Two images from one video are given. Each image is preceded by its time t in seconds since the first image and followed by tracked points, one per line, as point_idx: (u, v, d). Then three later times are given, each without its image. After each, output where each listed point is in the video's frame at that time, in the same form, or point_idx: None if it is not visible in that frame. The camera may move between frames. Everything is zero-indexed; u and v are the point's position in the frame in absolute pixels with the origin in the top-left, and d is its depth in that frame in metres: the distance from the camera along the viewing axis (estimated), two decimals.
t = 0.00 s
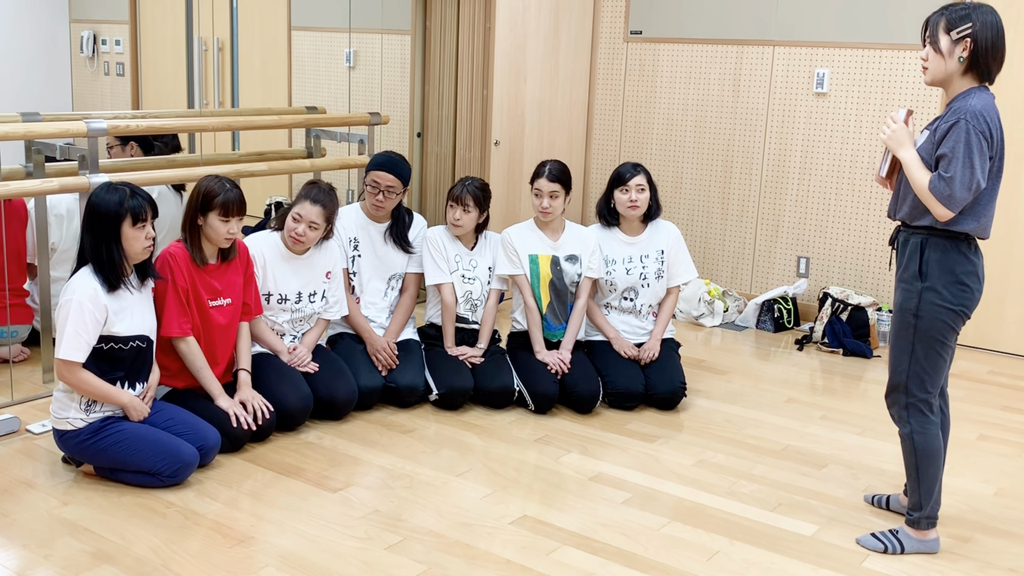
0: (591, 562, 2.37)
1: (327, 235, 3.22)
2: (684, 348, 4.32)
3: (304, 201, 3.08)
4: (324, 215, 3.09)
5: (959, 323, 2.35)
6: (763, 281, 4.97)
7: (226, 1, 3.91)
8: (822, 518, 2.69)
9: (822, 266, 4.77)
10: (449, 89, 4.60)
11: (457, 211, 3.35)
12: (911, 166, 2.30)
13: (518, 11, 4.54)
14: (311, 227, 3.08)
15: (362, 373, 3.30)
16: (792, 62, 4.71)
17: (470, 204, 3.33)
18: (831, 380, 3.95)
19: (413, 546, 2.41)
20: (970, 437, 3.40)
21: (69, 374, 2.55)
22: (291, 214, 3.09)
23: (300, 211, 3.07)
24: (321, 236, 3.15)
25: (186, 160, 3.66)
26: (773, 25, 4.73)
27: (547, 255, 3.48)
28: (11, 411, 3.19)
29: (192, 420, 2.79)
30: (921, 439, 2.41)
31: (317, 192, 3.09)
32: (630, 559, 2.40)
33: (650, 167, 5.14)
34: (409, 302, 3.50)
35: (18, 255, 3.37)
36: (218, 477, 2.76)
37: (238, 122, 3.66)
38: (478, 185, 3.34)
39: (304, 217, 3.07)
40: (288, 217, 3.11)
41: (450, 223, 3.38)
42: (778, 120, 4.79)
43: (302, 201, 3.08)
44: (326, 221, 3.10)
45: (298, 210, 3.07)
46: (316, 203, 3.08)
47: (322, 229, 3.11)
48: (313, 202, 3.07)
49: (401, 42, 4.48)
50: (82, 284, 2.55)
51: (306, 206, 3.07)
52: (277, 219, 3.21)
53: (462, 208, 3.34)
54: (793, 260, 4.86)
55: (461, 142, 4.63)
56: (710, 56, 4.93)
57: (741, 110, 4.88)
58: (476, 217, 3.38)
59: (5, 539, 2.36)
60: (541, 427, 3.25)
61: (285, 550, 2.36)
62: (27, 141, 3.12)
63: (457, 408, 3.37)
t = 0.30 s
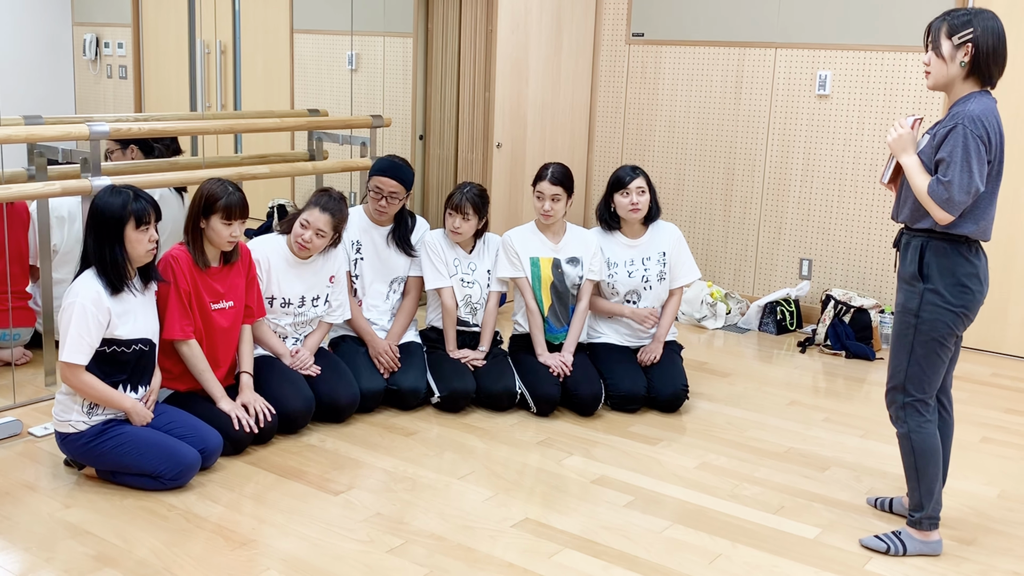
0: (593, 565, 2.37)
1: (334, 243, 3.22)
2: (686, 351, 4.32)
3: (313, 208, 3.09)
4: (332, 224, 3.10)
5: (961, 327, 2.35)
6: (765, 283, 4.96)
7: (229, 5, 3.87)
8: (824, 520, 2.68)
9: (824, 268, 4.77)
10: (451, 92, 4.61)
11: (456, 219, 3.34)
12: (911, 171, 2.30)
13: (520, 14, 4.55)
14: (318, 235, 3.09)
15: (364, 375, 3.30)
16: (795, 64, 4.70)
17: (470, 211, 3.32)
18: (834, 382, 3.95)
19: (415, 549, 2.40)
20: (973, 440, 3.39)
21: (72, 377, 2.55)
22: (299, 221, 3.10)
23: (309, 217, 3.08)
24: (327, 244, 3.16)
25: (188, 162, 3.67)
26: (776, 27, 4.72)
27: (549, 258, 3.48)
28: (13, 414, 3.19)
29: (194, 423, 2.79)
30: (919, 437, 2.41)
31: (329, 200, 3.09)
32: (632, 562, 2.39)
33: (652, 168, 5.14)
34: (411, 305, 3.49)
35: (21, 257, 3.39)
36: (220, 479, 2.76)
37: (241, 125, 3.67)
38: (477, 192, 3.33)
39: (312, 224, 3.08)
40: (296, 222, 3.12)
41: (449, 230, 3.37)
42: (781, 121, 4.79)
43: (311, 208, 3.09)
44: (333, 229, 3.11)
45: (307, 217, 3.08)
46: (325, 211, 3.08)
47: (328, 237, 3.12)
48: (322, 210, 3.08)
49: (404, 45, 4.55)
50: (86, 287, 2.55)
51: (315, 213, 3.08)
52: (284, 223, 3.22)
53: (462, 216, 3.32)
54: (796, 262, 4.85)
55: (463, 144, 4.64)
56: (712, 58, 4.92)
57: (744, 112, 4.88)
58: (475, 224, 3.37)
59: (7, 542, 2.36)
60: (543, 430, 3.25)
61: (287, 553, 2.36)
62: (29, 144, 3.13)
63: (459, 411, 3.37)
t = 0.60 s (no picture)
0: (596, 569, 2.37)
1: (339, 246, 3.22)
2: (688, 354, 4.31)
3: (317, 211, 3.09)
4: (337, 228, 3.10)
5: (963, 329, 2.34)
6: (767, 286, 4.96)
7: (232, 8, 3.91)
8: (826, 524, 2.68)
9: (827, 271, 4.76)
10: (453, 96, 4.61)
11: (480, 221, 3.32)
12: (910, 174, 2.31)
13: (522, 17, 4.55)
14: (323, 238, 3.08)
15: (366, 380, 3.30)
16: (797, 67, 4.70)
17: (490, 212, 3.33)
18: (837, 386, 3.94)
19: (417, 553, 2.40)
20: (976, 443, 3.38)
21: (75, 381, 2.55)
22: (303, 224, 3.10)
23: (314, 221, 3.08)
24: (332, 247, 3.15)
25: (190, 167, 3.69)
26: (778, 31, 4.72)
27: (550, 262, 3.48)
28: (15, 419, 3.19)
29: (196, 427, 2.79)
30: (922, 438, 2.40)
31: (332, 203, 3.10)
32: (635, 566, 2.39)
33: (655, 171, 5.13)
34: (414, 310, 3.49)
35: (23, 262, 3.37)
36: (222, 484, 2.76)
37: (242, 129, 3.68)
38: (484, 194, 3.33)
39: (317, 227, 3.08)
40: (301, 226, 3.12)
41: (470, 236, 3.34)
42: (783, 124, 4.79)
43: (316, 212, 3.09)
44: (338, 233, 3.11)
45: (311, 220, 3.08)
46: (330, 214, 3.08)
47: (333, 240, 3.11)
48: (326, 212, 3.08)
49: (406, 49, 4.55)
50: (89, 292, 2.56)
51: (320, 216, 3.08)
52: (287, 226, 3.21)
53: (485, 219, 3.32)
54: (798, 266, 4.85)
55: (465, 148, 4.64)
56: (714, 61, 4.92)
57: (746, 115, 4.88)
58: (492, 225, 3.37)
59: (9, 546, 2.36)
60: (545, 434, 3.25)
61: (289, 557, 2.36)
62: (32, 149, 3.13)
63: (462, 415, 3.36)
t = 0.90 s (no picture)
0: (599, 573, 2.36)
1: (341, 249, 3.22)
2: (690, 358, 4.31)
3: (320, 214, 3.09)
4: (340, 230, 3.10)
5: (964, 330, 2.34)
6: (769, 290, 4.96)
7: (234, 12, 3.96)
8: (829, 528, 2.67)
9: (829, 275, 4.76)
10: (455, 100, 4.61)
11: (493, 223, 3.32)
12: (910, 175, 2.30)
13: (524, 20, 4.56)
14: (326, 241, 3.08)
15: (368, 383, 3.30)
16: (798, 71, 4.70)
17: (495, 211, 3.33)
18: (839, 389, 3.94)
19: (419, 557, 2.40)
20: (978, 447, 3.38)
21: (77, 386, 2.55)
22: (306, 227, 3.10)
23: (316, 225, 3.07)
24: (336, 250, 3.15)
25: (193, 171, 3.67)
26: (780, 35, 4.72)
27: (554, 268, 3.48)
28: (17, 422, 3.19)
29: (198, 431, 2.78)
30: (923, 439, 2.41)
31: (334, 205, 3.10)
32: (637, 570, 2.39)
33: (656, 174, 5.13)
34: (416, 314, 3.49)
35: (26, 265, 3.40)
36: (224, 487, 2.76)
37: (246, 133, 3.67)
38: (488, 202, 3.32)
39: (319, 230, 3.08)
40: (304, 229, 3.11)
41: (480, 238, 3.34)
42: (784, 128, 4.79)
43: (318, 215, 3.08)
44: (341, 235, 3.11)
45: (314, 223, 3.08)
46: (333, 217, 3.08)
47: (337, 242, 3.11)
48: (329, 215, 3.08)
49: (408, 52, 4.55)
50: (92, 296, 2.56)
51: (321, 220, 3.07)
52: (289, 230, 3.21)
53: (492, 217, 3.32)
54: (800, 269, 4.85)
55: (467, 151, 4.64)
56: (716, 64, 4.93)
57: (747, 118, 4.88)
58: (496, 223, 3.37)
59: (11, 550, 2.36)
60: (548, 438, 3.24)
61: (291, 561, 2.36)
62: (34, 152, 3.13)
63: (464, 418, 3.36)
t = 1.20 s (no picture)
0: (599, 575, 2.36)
1: (340, 248, 3.22)
2: (690, 359, 4.31)
3: (318, 213, 3.08)
4: (339, 229, 3.10)
5: (954, 332, 2.35)
6: (769, 291, 4.96)
7: (234, 16, 3.94)
8: (830, 530, 2.67)
9: (829, 276, 4.76)
10: (455, 101, 4.61)
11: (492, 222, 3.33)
12: (910, 177, 2.30)
13: (523, 23, 4.56)
14: (326, 239, 3.09)
15: (368, 386, 3.30)
16: (798, 72, 4.70)
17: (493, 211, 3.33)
18: (839, 391, 3.94)
19: (420, 560, 2.40)
20: (978, 448, 3.38)
21: (77, 389, 2.55)
22: (305, 228, 3.09)
23: (315, 224, 3.07)
24: (336, 248, 3.16)
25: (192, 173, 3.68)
26: (779, 36, 4.73)
27: (555, 271, 3.47)
28: (17, 425, 3.19)
29: (198, 434, 2.78)
30: (906, 436, 2.41)
31: (331, 204, 3.10)
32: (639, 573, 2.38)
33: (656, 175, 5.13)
34: (416, 317, 3.49)
35: (26, 268, 3.41)
36: (224, 490, 2.76)
37: (245, 135, 3.67)
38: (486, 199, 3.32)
39: (319, 230, 3.08)
40: (303, 229, 3.11)
41: (479, 237, 3.34)
42: (784, 130, 4.79)
43: (316, 214, 3.09)
44: (340, 234, 3.11)
45: (313, 222, 3.07)
46: (331, 215, 3.08)
47: (336, 241, 3.11)
48: (327, 213, 3.08)
49: (407, 54, 4.56)
50: (93, 299, 2.56)
51: (321, 219, 3.07)
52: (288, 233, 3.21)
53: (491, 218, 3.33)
54: (800, 270, 4.85)
55: (466, 153, 4.64)
56: (715, 66, 4.93)
57: (747, 120, 4.88)
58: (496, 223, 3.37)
59: (12, 553, 2.36)
60: (548, 440, 3.24)
61: (292, 564, 2.36)
62: (34, 155, 3.13)
63: (464, 421, 3.36)
